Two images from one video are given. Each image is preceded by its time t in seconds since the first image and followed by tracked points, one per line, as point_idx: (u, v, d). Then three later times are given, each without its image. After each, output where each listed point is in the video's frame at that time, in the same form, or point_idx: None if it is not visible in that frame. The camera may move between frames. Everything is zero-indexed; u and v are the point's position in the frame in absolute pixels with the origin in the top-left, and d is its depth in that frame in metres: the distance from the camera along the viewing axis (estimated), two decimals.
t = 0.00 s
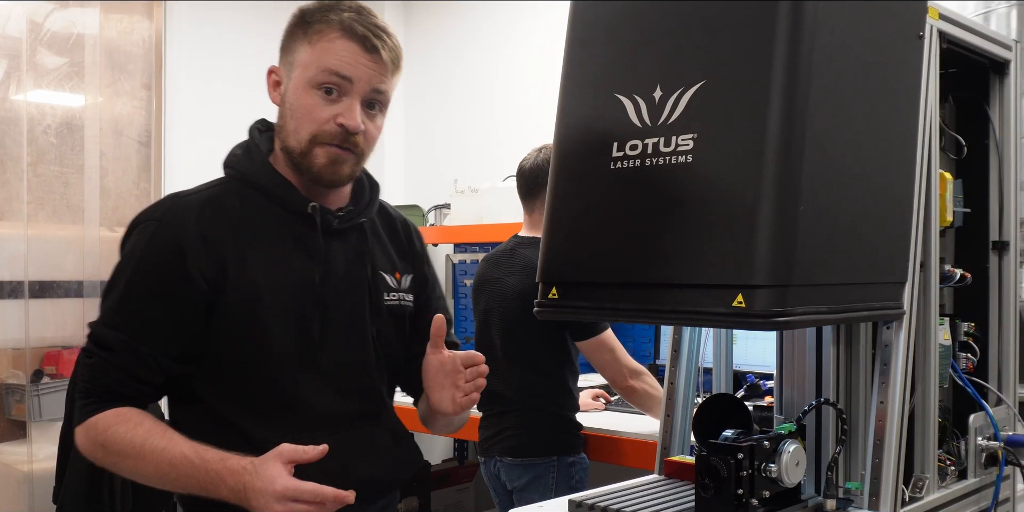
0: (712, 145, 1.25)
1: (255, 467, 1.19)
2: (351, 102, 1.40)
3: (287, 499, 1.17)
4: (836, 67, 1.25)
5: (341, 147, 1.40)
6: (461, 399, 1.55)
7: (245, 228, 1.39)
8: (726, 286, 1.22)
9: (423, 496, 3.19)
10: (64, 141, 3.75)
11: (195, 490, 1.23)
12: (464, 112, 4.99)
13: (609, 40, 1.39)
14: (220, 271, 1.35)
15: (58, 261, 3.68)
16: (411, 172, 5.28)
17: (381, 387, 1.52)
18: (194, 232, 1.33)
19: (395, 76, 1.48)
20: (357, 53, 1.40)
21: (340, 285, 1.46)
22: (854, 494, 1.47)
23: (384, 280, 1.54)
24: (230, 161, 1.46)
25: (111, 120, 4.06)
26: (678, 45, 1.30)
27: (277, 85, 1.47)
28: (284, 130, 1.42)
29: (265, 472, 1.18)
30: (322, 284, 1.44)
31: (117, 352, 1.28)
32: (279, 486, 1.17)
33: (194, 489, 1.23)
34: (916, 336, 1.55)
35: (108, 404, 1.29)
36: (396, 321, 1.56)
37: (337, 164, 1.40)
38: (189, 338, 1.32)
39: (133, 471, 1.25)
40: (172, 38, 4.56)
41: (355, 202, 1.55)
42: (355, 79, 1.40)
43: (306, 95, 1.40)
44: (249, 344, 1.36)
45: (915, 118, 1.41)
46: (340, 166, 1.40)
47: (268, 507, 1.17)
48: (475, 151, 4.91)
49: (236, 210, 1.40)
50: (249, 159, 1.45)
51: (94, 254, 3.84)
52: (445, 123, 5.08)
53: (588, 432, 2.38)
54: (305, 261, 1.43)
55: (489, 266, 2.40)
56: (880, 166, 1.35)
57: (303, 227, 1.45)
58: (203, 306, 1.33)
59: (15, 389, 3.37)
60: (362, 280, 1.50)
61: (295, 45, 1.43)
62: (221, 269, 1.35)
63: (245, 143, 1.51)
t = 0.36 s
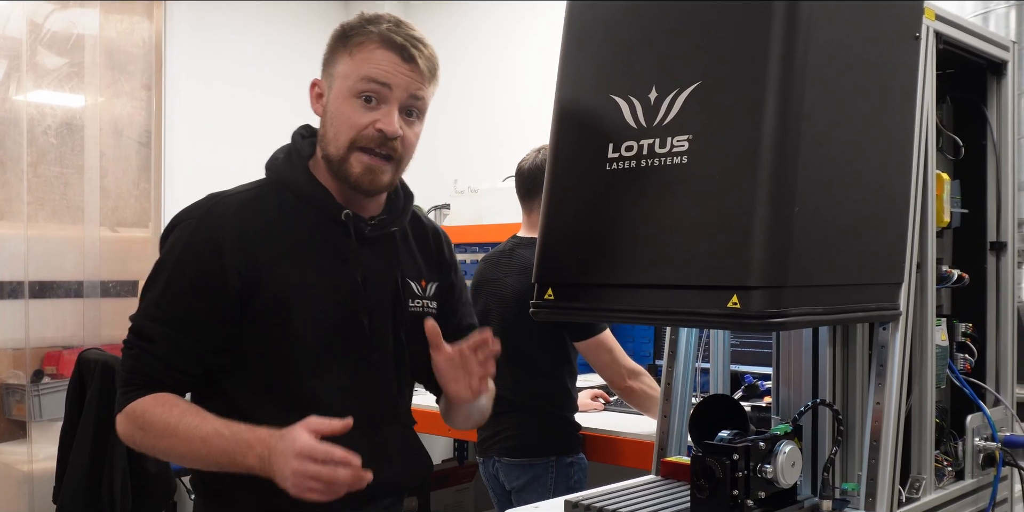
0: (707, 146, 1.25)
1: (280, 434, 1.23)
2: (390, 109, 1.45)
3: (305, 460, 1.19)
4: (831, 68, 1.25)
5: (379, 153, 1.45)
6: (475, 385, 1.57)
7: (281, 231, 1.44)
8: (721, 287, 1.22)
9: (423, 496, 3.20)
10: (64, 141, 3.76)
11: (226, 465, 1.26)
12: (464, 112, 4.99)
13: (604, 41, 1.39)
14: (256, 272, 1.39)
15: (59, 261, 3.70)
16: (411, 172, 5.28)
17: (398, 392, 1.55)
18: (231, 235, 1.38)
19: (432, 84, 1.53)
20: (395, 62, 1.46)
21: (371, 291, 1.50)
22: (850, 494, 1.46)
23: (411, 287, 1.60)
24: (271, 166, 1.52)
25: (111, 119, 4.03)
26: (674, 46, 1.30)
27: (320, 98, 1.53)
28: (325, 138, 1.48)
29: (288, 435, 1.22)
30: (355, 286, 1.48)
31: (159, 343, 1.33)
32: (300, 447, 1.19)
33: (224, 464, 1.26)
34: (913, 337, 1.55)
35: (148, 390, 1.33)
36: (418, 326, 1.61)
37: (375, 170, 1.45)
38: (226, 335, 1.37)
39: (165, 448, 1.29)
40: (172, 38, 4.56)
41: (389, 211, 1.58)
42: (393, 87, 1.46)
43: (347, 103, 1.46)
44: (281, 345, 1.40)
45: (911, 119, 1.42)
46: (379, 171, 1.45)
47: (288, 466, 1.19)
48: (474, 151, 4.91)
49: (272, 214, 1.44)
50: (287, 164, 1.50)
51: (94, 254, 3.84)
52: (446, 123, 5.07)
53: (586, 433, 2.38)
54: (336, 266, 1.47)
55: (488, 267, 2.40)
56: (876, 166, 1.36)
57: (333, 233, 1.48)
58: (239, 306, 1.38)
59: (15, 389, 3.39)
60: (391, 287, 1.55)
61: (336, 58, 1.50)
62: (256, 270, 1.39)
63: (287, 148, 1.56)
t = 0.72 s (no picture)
0: (708, 145, 1.25)
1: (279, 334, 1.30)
2: (344, 126, 1.44)
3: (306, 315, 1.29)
4: (831, 68, 1.25)
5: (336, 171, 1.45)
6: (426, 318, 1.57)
7: (217, 237, 1.45)
8: (721, 287, 1.22)
9: (423, 496, 3.20)
10: (65, 141, 3.75)
11: (215, 403, 1.24)
12: (465, 112, 4.99)
13: (604, 41, 1.39)
14: (195, 280, 1.39)
15: (59, 262, 3.63)
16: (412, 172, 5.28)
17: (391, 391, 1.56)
18: (171, 245, 1.38)
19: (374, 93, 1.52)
20: (344, 77, 1.43)
21: (308, 293, 1.54)
22: (851, 494, 1.46)
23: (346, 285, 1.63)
24: (193, 177, 1.51)
25: (113, 120, 4.12)
26: (675, 45, 1.30)
27: (256, 110, 1.47)
28: (274, 156, 1.44)
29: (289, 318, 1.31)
30: (291, 291, 1.51)
31: (115, 356, 1.29)
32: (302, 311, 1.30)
33: (213, 402, 1.24)
34: (913, 337, 1.55)
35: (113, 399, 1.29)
36: (361, 323, 1.65)
37: (333, 187, 1.46)
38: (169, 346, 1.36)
39: (136, 435, 1.23)
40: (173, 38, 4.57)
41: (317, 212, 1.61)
42: (345, 103, 1.43)
43: (299, 123, 1.42)
44: (223, 351, 1.42)
45: (911, 119, 1.41)
46: (334, 187, 1.47)
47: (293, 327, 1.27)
48: (475, 151, 4.91)
49: (205, 221, 1.45)
50: (212, 174, 1.50)
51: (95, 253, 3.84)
52: (446, 122, 5.07)
53: (587, 432, 2.37)
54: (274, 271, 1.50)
55: (489, 266, 2.41)
56: (875, 166, 1.35)
57: (270, 238, 1.51)
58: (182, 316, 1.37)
59: (16, 389, 3.38)
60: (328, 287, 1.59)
61: (277, 73, 1.44)
62: (196, 277, 1.39)
63: (206, 158, 1.56)
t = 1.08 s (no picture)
0: (708, 145, 1.26)
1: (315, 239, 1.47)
2: (329, 143, 1.44)
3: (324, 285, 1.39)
4: (832, 68, 1.25)
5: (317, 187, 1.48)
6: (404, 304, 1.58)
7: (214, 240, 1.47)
8: (721, 286, 1.22)
9: (423, 496, 3.20)
10: (65, 141, 3.76)
11: (239, 381, 1.29)
12: (465, 112, 4.99)
13: (605, 40, 1.40)
14: (196, 279, 1.41)
15: (59, 261, 3.64)
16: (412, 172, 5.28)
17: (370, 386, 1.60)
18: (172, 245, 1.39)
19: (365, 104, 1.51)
20: (330, 94, 1.43)
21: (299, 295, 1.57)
22: (850, 494, 1.46)
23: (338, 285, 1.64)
24: (188, 177, 1.52)
25: (113, 119, 4.10)
26: (676, 45, 1.31)
27: (245, 118, 1.48)
28: (260, 169, 1.47)
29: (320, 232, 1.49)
30: (283, 296, 1.54)
31: (138, 342, 1.31)
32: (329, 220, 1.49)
33: (238, 382, 1.29)
34: (913, 336, 1.55)
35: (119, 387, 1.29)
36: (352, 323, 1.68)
37: (315, 202, 1.49)
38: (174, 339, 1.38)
39: (157, 417, 1.26)
40: (173, 38, 4.56)
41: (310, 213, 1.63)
42: (330, 121, 1.43)
43: (282, 138, 1.43)
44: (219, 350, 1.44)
45: (911, 119, 1.42)
46: (317, 203, 1.50)
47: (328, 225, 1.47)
48: (475, 151, 4.91)
49: (202, 223, 1.47)
50: (206, 175, 1.52)
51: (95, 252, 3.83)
52: (446, 122, 5.08)
53: (587, 432, 2.38)
54: (268, 272, 1.52)
55: (488, 266, 2.41)
56: (875, 166, 1.36)
57: (264, 241, 1.53)
58: (180, 318, 1.39)
59: (15, 389, 3.37)
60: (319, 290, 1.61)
61: (265, 86, 1.45)
62: (197, 276, 1.42)
63: (201, 157, 1.57)
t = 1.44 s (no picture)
0: (706, 143, 1.26)
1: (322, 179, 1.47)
2: (336, 106, 1.46)
3: (241, 340, 1.19)
4: (830, 66, 1.25)
5: (332, 153, 1.46)
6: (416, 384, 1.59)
7: (229, 235, 1.45)
8: (720, 284, 1.22)
9: (420, 495, 3.20)
10: (62, 140, 3.76)
11: (172, 423, 1.20)
12: (462, 111, 4.99)
13: (603, 38, 1.39)
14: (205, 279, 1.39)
15: (55, 260, 3.65)
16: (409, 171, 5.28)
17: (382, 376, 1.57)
18: (179, 243, 1.38)
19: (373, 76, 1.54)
20: (335, 59, 1.46)
21: (320, 292, 1.53)
22: (848, 491, 1.46)
23: (363, 283, 1.62)
24: (214, 171, 1.51)
25: (110, 119, 4.06)
26: (674, 43, 1.30)
27: (258, 100, 1.52)
28: (273, 143, 1.47)
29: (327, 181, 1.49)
30: (306, 287, 1.51)
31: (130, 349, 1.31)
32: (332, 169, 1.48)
33: (170, 423, 1.20)
34: (911, 335, 1.55)
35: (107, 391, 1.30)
36: (373, 323, 1.64)
37: (331, 168, 1.46)
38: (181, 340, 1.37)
39: (134, 420, 1.22)
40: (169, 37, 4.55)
41: (335, 209, 1.61)
42: (338, 84, 1.45)
43: (291, 105, 1.45)
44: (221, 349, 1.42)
45: (909, 117, 1.42)
46: (334, 169, 1.46)
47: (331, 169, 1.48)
48: (473, 150, 4.91)
49: (218, 218, 1.45)
50: (228, 168, 1.51)
51: (92, 251, 3.81)
52: (444, 122, 5.07)
53: (585, 431, 2.38)
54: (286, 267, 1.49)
55: (486, 265, 2.41)
56: (873, 164, 1.36)
57: (287, 233, 1.51)
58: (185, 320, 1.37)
59: (12, 389, 3.39)
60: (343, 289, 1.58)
61: (273, 59, 1.49)
62: (206, 275, 1.40)
63: (225, 153, 1.56)
